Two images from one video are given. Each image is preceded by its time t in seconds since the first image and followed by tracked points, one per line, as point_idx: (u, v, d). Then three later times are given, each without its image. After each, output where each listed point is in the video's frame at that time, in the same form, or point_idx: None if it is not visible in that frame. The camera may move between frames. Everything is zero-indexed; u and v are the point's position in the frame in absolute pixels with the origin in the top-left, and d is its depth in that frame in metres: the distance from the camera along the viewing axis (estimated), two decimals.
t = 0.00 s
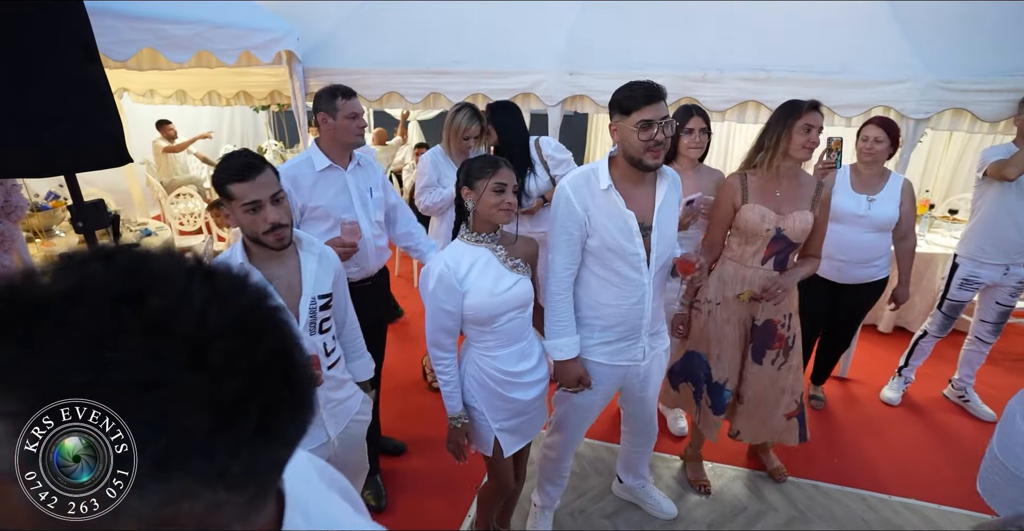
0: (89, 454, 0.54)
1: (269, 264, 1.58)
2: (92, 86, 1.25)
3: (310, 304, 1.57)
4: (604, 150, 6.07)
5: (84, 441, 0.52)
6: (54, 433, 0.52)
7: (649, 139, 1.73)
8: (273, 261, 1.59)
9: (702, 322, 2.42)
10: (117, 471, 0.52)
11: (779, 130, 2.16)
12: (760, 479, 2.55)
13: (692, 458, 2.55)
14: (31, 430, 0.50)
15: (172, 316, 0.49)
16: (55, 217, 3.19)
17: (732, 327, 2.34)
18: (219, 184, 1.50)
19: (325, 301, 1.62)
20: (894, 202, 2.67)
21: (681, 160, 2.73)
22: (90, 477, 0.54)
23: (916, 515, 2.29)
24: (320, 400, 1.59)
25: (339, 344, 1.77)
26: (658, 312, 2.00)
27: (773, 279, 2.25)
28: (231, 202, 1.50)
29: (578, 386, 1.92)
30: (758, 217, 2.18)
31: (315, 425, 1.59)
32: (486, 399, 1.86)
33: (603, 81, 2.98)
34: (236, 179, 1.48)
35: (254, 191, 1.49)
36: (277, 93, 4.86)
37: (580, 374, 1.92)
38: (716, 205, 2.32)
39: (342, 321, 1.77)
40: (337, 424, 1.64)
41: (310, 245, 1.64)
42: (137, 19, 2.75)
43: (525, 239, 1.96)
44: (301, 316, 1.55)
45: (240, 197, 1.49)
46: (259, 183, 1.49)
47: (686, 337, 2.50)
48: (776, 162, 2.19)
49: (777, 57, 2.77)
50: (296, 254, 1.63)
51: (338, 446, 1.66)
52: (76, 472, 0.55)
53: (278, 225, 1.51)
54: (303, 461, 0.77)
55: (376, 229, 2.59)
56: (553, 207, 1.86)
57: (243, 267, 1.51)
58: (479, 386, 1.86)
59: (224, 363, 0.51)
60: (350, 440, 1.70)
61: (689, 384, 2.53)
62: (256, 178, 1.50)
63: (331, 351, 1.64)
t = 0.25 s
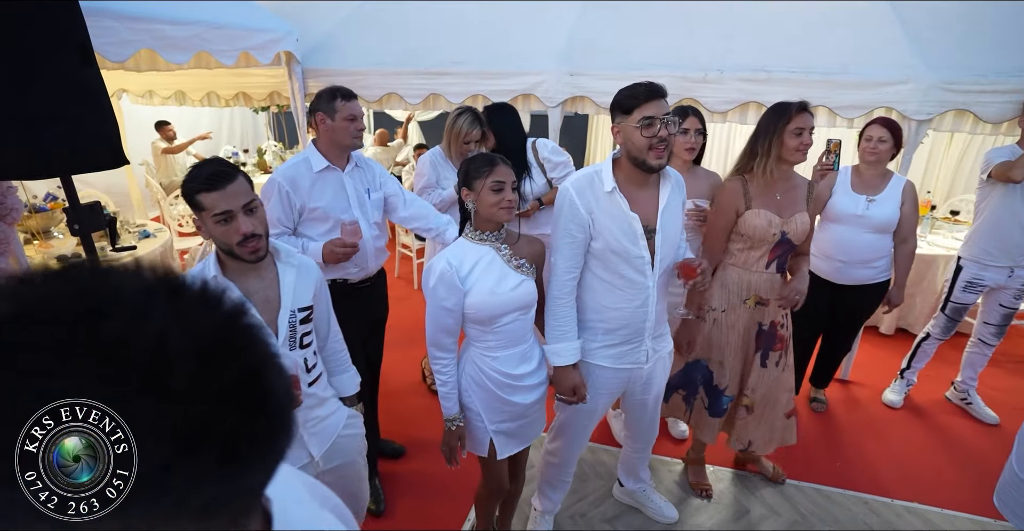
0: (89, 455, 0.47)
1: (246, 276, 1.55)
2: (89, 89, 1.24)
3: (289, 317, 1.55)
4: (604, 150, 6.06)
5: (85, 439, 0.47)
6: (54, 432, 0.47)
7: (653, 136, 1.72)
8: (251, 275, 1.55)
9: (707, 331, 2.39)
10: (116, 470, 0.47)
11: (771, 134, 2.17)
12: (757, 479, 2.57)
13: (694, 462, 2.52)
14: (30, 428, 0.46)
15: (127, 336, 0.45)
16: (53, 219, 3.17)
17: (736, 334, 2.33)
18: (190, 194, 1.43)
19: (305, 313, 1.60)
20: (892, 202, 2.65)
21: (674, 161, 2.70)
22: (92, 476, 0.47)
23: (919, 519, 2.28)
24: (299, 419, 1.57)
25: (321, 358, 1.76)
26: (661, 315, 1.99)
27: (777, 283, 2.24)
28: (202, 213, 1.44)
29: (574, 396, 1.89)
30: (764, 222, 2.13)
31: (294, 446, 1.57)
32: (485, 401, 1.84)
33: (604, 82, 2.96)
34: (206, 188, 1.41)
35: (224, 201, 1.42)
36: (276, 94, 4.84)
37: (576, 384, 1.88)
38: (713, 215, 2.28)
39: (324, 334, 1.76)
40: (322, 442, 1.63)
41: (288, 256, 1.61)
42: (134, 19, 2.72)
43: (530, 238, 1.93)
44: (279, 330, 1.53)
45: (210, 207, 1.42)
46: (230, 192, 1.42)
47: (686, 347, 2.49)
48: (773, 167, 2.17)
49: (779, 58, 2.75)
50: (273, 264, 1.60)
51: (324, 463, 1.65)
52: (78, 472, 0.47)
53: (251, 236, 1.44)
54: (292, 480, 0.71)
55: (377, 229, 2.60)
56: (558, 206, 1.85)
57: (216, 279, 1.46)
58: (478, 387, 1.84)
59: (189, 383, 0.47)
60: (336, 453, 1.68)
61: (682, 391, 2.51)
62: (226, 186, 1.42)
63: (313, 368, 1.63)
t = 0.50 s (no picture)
0: (89, 457, 0.49)
1: (227, 278, 1.52)
2: (87, 90, 1.25)
3: (276, 318, 1.55)
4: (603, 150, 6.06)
5: (85, 441, 0.49)
6: (54, 433, 0.48)
7: (658, 132, 1.72)
8: (232, 275, 1.53)
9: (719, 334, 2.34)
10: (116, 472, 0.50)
11: (766, 134, 2.18)
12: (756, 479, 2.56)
13: (692, 460, 2.53)
14: (27, 430, 0.46)
15: (1, 317, 0.44)
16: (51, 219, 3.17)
17: (748, 333, 2.33)
18: (165, 196, 1.41)
19: (292, 314, 1.60)
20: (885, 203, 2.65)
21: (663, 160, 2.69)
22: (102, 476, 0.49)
23: (916, 517, 2.29)
24: (288, 422, 1.60)
25: (308, 359, 1.77)
26: (657, 314, 1.99)
27: (784, 279, 2.27)
28: (179, 214, 1.43)
29: (583, 390, 1.90)
30: (774, 220, 2.14)
31: (285, 450, 1.62)
32: (483, 402, 1.84)
33: (602, 81, 2.95)
34: (183, 189, 1.40)
35: (203, 202, 1.41)
36: (275, 94, 4.84)
37: (586, 378, 1.90)
38: (720, 217, 2.23)
39: (311, 334, 1.77)
40: (311, 445, 1.66)
41: (271, 257, 1.62)
42: (132, 19, 2.72)
43: (524, 242, 1.93)
44: (267, 331, 1.52)
45: (188, 208, 1.41)
46: (208, 193, 1.42)
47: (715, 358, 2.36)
48: (772, 167, 2.17)
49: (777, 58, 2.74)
50: (257, 266, 1.61)
51: (315, 464, 1.70)
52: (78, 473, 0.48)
53: (232, 236, 1.44)
54: (244, 469, 0.63)
55: (374, 229, 2.60)
56: (552, 207, 1.85)
57: (200, 281, 1.44)
58: (475, 392, 1.84)
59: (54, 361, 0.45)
60: (328, 453, 1.73)
61: (694, 399, 2.52)
62: (204, 187, 1.42)
63: (301, 370, 1.65)
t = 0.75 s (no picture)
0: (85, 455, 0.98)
1: (218, 276, 1.51)
2: (78, 90, 1.42)
3: (269, 315, 1.55)
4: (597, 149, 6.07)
5: (80, 442, 1.01)
6: (57, 432, 1.00)
7: (653, 125, 1.73)
8: (223, 274, 1.52)
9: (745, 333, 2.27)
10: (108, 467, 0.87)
11: (766, 133, 2.21)
12: (749, 475, 2.58)
13: (687, 455, 2.57)
14: (34, 428, 0.96)
15: None
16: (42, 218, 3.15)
17: (772, 327, 2.31)
18: (150, 195, 1.41)
19: (285, 311, 1.60)
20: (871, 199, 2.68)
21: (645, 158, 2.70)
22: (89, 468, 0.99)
23: (908, 511, 2.31)
24: (285, 420, 1.60)
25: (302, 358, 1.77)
26: (647, 311, 2.01)
27: (798, 272, 2.29)
28: (164, 213, 1.42)
29: (561, 392, 1.91)
30: (787, 216, 2.17)
31: (282, 448, 1.62)
32: (475, 401, 1.85)
33: (596, 80, 2.96)
34: (168, 188, 1.40)
35: (188, 200, 1.41)
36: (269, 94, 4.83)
37: (563, 379, 1.90)
38: (735, 214, 2.23)
39: (304, 333, 1.77)
40: (306, 444, 1.66)
41: (262, 255, 1.62)
42: (124, 17, 2.71)
43: (511, 240, 1.94)
44: (261, 329, 1.52)
45: (173, 207, 1.41)
46: (194, 191, 1.42)
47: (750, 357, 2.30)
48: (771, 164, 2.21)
49: (769, 57, 2.75)
50: (248, 265, 1.60)
51: (312, 463, 1.70)
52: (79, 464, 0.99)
53: (218, 233, 1.44)
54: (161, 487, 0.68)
55: (367, 227, 2.60)
56: (540, 206, 1.85)
57: (191, 281, 1.43)
58: (468, 388, 1.85)
59: None
60: (325, 451, 1.73)
61: (720, 402, 2.43)
62: (189, 185, 1.42)
63: (294, 368, 1.65)
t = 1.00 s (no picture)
0: (84, 454, 1.12)
1: (210, 277, 1.51)
2: (70, 88, 1.44)
3: (260, 317, 1.54)
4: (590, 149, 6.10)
5: (81, 444, 1.13)
6: (62, 438, 1.11)
7: (643, 123, 1.74)
8: (215, 274, 1.52)
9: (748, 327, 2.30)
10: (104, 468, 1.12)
11: (768, 134, 2.24)
12: (740, 470, 2.61)
13: (684, 450, 2.58)
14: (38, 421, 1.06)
15: None
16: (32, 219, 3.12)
17: (773, 322, 2.33)
18: (143, 194, 1.41)
19: (277, 313, 1.60)
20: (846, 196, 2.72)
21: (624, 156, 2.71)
22: (91, 468, 1.12)
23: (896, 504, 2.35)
24: (276, 423, 1.59)
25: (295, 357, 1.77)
26: (636, 309, 2.03)
27: (802, 268, 2.31)
28: (157, 212, 1.42)
29: (545, 392, 1.92)
30: (786, 213, 2.19)
31: (273, 450, 1.62)
32: (462, 399, 1.85)
33: (588, 79, 2.96)
34: (161, 186, 1.40)
35: (181, 199, 1.41)
36: (261, 93, 4.81)
37: (546, 379, 1.92)
38: (736, 212, 2.27)
39: (298, 333, 1.76)
40: (298, 444, 1.66)
41: (254, 256, 1.61)
42: (114, 16, 2.69)
43: (501, 234, 1.95)
44: (251, 330, 1.52)
45: (166, 206, 1.41)
46: (186, 189, 1.42)
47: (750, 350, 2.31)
48: (774, 164, 2.24)
49: (761, 57, 2.77)
50: (240, 266, 1.60)
51: (304, 464, 1.70)
52: (78, 465, 1.10)
53: (211, 232, 1.44)
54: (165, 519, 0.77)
55: (360, 226, 2.60)
56: (530, 203, 1.86)
57: (182, 281, 1.43)
58: (456, 386, 1.84)
59: None
60: (317, 453, 1.73)
61: (732, 398, 2.41)
62: (182, 183, 1.42)
63: (286, 368, 1.65)
